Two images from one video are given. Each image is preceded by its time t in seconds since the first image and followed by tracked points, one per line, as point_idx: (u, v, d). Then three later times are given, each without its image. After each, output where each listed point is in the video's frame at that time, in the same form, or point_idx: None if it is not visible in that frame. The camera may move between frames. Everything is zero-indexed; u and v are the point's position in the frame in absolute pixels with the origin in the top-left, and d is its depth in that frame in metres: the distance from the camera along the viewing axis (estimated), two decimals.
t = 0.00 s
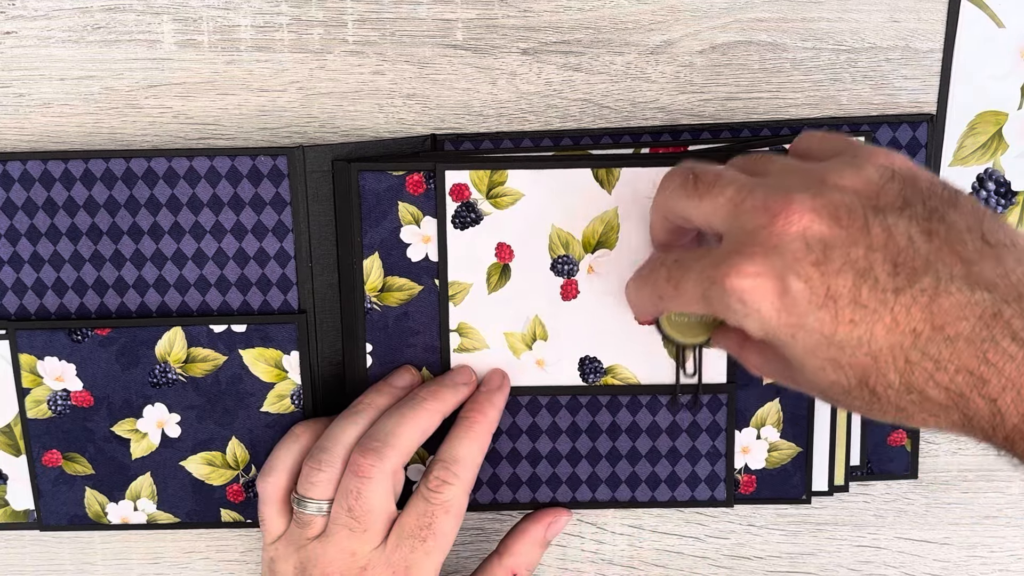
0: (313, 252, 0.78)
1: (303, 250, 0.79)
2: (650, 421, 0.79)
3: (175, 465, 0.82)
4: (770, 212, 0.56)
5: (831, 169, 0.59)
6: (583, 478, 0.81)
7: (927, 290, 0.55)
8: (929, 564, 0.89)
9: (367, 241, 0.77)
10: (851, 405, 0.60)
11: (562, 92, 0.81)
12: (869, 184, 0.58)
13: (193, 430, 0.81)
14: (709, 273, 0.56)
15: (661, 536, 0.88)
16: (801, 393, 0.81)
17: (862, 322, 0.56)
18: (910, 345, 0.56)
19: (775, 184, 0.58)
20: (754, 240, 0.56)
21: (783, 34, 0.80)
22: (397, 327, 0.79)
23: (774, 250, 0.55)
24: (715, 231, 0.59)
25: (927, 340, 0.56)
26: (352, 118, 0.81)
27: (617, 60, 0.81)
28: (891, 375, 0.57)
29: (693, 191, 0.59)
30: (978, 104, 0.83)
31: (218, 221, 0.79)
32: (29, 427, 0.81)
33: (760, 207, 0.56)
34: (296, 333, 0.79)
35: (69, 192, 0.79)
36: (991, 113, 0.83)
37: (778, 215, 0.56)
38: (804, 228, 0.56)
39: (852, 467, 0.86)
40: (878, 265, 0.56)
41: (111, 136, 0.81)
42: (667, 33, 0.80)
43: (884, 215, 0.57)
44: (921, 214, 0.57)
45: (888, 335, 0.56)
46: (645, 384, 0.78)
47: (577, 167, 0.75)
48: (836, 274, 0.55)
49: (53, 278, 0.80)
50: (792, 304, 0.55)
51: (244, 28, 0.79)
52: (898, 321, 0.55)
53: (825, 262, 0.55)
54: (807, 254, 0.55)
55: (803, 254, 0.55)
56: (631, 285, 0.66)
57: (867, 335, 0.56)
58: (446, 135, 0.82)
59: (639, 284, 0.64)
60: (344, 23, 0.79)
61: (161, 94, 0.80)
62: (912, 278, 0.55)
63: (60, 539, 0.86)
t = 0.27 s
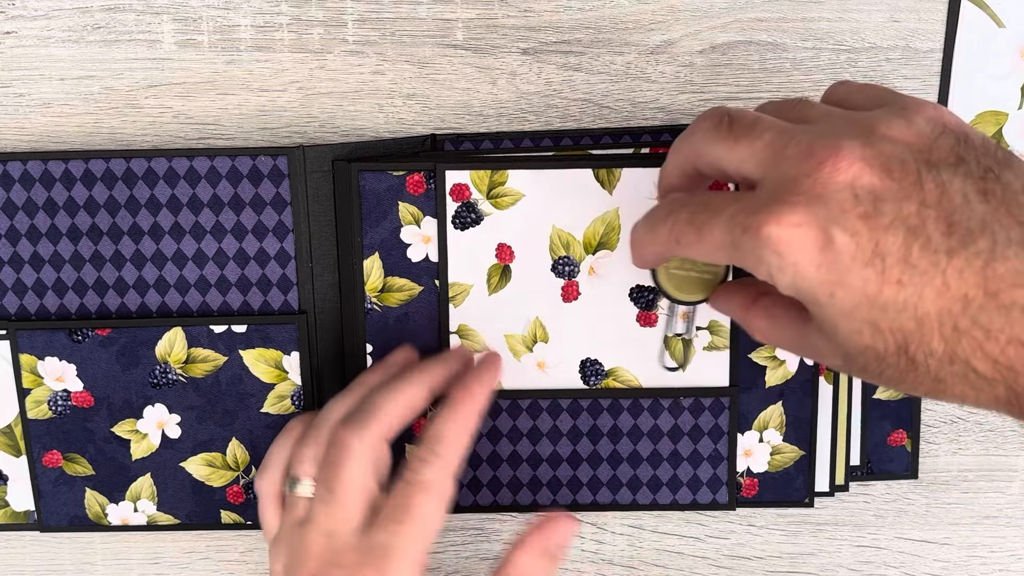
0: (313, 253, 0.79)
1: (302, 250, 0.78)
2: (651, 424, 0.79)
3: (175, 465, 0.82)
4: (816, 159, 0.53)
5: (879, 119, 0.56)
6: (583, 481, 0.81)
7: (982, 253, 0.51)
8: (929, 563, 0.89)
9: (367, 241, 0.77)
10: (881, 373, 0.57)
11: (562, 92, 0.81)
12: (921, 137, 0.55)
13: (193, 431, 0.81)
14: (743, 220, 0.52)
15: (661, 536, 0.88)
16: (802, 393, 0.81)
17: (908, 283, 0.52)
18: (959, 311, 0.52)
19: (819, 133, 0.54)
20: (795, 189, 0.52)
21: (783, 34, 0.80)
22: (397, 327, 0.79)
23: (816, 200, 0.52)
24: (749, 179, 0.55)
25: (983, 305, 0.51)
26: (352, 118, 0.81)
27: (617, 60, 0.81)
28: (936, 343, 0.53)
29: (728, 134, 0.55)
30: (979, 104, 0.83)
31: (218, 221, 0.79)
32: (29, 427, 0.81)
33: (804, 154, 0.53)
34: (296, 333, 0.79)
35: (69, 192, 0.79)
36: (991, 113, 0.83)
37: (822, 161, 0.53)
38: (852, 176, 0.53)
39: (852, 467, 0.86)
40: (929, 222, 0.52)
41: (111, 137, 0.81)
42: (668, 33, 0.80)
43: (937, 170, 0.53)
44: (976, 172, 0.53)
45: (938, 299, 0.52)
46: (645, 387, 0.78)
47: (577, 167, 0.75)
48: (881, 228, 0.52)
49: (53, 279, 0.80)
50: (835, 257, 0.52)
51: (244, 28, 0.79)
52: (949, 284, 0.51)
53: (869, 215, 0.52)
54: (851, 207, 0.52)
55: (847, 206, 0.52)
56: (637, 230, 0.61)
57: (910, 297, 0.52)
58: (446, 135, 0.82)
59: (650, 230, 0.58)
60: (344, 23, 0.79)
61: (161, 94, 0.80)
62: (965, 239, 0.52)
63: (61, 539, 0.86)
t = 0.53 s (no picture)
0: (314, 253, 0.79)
1: (302, 250, 0.79)
2: (651, 425, 0.82)
3: (175, 465, 0.82)
4: (809, 191, 0.36)
5: (861, 138, 0.40)
6: (583, 481, 0.84)
7: (1005, 311, 0.38)
8: (929, 563, 0.89)
9: (367, 241, 0.78)
10: (872, 455, 0.42)
11: (562, 92, 0.81)
12: (915, 167, 0.40)
13: (193, 431, 0.81)
14: (717, 258, 0.36)
15: (661, 536, 0.88)
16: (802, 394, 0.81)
17: (925, 349, 0.37)
18: (977, 383, 0.39)
19: (801, 156, 0.39)
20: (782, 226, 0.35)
21: (783, 34, 0.80)
22: (397, 328, 0.79)
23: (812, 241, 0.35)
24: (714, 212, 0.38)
25: (993, 382, 0.39)
26: (353, 118, 0.81)
27: (617, 60, 0.81)
28: (946, 420, 0.40)
29: (677, 168, 0.39)
30: (978, 104, 0.83)
31: (218, 221, 0.79)
32: (29, 428, 0.81)
33: (782, 184, 0.37)
34: (297, 333, 0.80)
35: (69, 192, 0.79)
36: (991, 113, 0.83)
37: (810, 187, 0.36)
38: (849, 212, 0.36)
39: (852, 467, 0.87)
40: (943, 273, 0.37)
41: (111, 137, 0.81)
42: (668, 33, 0.80)
43: (944, 207, 0.39)
44: (981, 210, 0.40)
45: (953, 368, 0.38)
46: (645, 387, 0.81)
47: (577, 167, 0.75)
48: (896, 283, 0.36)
49: (53, 279, 0.80)
50: (838, 315, 0.35)
51: (244, 28, 0.79)
52: (968, 349, 0.38)
53: (879, 262, 0.36)
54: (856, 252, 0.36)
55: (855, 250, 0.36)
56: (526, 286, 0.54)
57: (924, 366, 0.38)
58: (446, 135, 0.82)
59: (575, 245, 0.41)
60: (344, 23, 0.79)
61: (161, 94, 0.80)
62: (984, 294, 0.38)
63: (60, 539, 0.86)
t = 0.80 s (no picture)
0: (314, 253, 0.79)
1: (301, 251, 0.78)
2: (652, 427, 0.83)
3: (174, 466, 0.81)
4: (814, 223, 0.34)
5: (874, 162, 0.37)
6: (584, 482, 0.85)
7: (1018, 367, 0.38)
8: (931, 565, 0.89)
9: (367, 240, 0.78)
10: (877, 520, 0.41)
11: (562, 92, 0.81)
12: (930, 196, 0.37)
13: (192, 431, 0.81)
14: (712, 292, 0.34)
15: (662, 537, 0.87)
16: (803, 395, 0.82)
17: (934, 408, 0.37)
18: (988, 445, 0.39)
19: (802, 173, 0.36)
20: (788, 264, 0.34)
21: (784, 33, 0.80)
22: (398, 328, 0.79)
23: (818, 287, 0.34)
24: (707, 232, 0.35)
25: (1005, 448, 0.39)
26: (352, 117, 0.81)
27: (618, 59, 0.80)
28: (954, 483, 0.39)
29: (659, 182, 0.37)
30: (980, 104, 0.82)
31: (217, 221, 0.78)
32: (27, 428, 0.81)
33: (787, 215, 0.34)
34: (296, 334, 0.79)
35: (66, 192, 0.78)
36: (993, 113, 0.82)
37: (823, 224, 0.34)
38: (857, 254, 0.35)
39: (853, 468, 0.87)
40: (956, 325, 0.36)
41: (109, 136, 0.80)
42: (669, 32, 0.80)
43: (959, 249, 0.37)
44: (999, 253, 0.38)
45: (964, 429, 0.38)
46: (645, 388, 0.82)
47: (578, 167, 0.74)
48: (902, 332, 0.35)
49: (51, 279, 0.79)
50: (842, 366, 0.34)
51: (243, 27, 0.78)
52: (979, 410, 0.38)
53: (888, 311, 0.35)
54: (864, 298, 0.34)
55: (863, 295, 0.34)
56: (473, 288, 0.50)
57: (933, 426, 0.37)
58: (446, 135, 0.82)
59: (540, 243, 0.37)
60: (343, 21, 0.78)
61: (160, 94, 0.79)
62: (997, 349, 0.37)
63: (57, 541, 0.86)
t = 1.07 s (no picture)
0: (314, 253, 0.79)
1: (301, 251, 0.78)
2: (652, 426, 0.83)
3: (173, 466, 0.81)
4: None
5: None
6: (584, 483, 0.84)
7: None
8: (933, 565, 0.89)
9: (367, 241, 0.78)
10: None
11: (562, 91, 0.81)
12: None
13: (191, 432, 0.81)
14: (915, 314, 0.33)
15: (662, 538, 0.87)
16: (805, 394, 0.83)
17: None
18: None
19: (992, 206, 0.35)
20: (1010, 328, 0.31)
21: (785, 32, 0.80)
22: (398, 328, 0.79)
23: None
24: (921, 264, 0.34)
25: None
26: (352, 117, 0.80)
27: (618, 58, 0.80)
28: None
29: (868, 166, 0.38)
30: (981, 103, 0.81)
31: (216, 221, 0.78)
32: (26, 428, 0.81)
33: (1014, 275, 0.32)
34: (295, 334, 0.79)
35: (66, 192, 0.78)
36: (993, 113, 0.81)
37: None
38: None
39: (854, 469, 0.87)
40: None
41: (109, 136, 0.80)
42: (669, 31, 0.80)
43: None
44: None
45: None
46: (645, 388, 0.82)
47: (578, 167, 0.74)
48: None
49: (50, 279, 0.79)
50: None
51: (243, 26, 0.78)
52: None
53: None
54: None
55: None
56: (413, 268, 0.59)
57: None
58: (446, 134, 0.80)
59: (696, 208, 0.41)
60: (343, 21, 0.78)
61: (159, 93, 0.79)
62: None
63: (56, 541, 0.85)
